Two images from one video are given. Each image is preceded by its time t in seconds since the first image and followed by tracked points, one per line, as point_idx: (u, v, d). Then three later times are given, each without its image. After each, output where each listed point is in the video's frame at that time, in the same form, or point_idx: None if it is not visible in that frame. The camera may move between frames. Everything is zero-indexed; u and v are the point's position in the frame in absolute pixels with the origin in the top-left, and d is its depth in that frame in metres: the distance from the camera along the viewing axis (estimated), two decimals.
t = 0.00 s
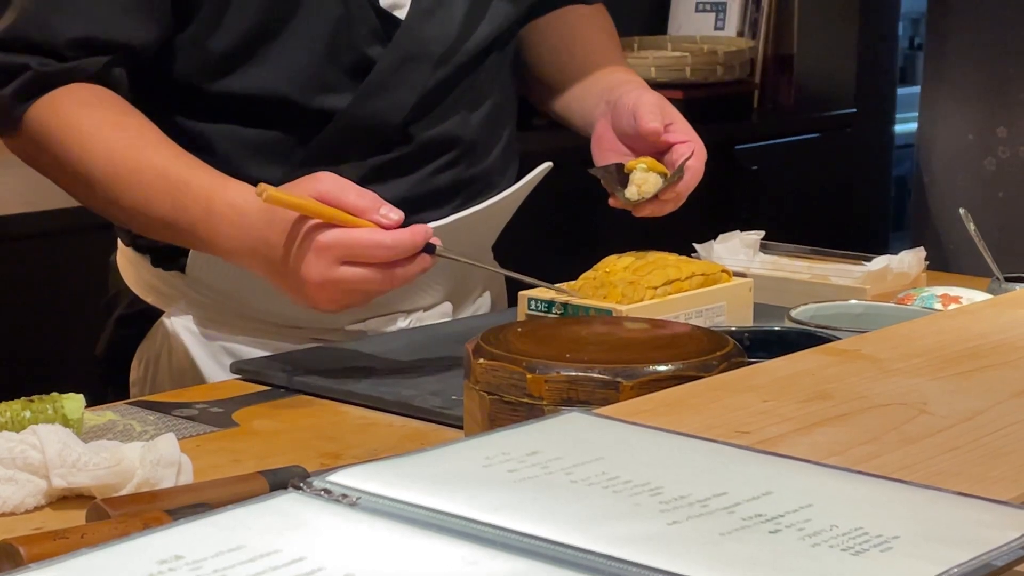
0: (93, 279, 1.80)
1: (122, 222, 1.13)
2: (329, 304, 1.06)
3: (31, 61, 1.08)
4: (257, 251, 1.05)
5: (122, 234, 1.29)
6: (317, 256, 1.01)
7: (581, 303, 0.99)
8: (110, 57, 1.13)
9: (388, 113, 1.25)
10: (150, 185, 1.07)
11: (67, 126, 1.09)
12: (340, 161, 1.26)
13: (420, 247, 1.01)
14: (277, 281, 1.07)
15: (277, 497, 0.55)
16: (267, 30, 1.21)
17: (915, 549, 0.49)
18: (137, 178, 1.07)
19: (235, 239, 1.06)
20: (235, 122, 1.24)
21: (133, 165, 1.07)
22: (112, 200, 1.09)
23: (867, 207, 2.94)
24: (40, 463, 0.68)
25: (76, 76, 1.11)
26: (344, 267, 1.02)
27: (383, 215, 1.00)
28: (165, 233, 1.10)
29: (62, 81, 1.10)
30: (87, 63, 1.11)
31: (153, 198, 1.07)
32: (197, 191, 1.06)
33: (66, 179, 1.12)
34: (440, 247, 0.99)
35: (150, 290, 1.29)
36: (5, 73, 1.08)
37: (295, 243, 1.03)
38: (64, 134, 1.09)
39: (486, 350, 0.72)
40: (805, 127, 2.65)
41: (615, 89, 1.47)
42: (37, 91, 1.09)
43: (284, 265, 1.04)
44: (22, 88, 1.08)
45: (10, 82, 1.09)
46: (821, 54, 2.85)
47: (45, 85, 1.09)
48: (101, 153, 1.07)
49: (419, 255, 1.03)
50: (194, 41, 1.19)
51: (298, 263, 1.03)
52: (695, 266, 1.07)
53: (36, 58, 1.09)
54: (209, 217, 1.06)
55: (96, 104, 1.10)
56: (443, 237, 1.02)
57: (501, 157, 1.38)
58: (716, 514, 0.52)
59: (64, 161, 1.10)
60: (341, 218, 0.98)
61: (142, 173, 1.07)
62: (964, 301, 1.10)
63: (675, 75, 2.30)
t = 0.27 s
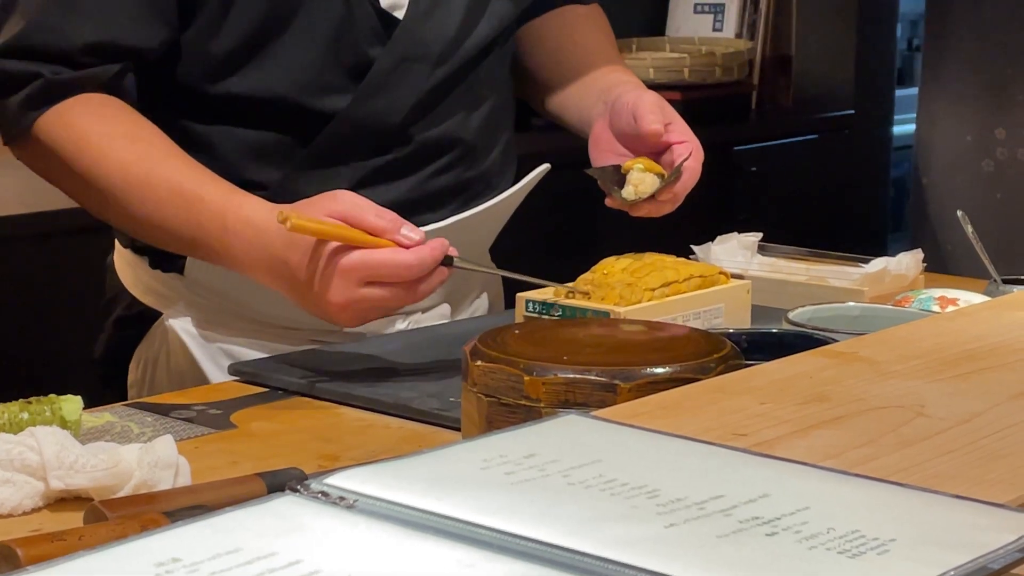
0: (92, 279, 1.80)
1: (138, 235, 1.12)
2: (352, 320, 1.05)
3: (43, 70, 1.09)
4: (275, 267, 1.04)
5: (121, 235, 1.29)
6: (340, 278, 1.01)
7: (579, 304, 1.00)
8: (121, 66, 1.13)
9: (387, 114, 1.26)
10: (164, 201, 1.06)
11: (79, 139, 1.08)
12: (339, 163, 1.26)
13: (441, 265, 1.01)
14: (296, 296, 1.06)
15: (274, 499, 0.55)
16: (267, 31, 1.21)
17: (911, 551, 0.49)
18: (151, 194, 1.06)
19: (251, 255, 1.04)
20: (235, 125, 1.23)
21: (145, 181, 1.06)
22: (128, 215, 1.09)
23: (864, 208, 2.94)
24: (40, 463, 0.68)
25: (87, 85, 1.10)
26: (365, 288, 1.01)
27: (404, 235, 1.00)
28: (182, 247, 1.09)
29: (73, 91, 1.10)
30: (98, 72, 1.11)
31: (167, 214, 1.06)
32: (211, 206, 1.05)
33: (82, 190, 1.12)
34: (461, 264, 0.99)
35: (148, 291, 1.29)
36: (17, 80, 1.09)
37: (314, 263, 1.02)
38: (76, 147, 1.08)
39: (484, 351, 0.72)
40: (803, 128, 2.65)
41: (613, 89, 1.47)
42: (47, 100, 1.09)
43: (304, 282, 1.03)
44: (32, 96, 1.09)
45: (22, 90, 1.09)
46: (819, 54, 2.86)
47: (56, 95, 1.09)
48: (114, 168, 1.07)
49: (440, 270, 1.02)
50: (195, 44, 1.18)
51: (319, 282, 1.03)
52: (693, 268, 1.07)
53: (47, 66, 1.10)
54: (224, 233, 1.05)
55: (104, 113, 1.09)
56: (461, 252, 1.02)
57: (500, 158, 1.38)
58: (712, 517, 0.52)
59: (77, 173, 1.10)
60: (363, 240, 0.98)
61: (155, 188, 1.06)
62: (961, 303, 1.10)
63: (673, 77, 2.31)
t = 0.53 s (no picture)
0: (90, 280, 1.80)
1: (137, 235, 1.12)
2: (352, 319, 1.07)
3: (42, 69, 1.08)
4: (275, 265, 1.05)
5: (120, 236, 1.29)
6: (341, 276, 1.02)
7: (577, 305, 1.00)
8: (121, 64, 1.13)
9: (387, 113, 1.26)
10: (164, 200, 1.06)
11: (78, 138, 1.08)
12: (338, 163, 1.26)
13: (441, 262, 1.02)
14: (297, 294, 1.06)
15: (269, 499, 0.55)
16: (266, 30, 1.21)
17: (906, 551, 0.49)
18: (152, 193, 1.06)
19: (252, 253, 1.05)
20: (236, 124, 1.23)
21: (145, 179, 1.06)
22: (127, 214, 1.09)
23: (863, 209, 2.94)
24: (36, 464, 0.68)
25: (86, 84, 1.10)
26: (367, 286, 1.02)
27: (406, 233, 1.01)
28: (182, 246, 1.09)
29: (71, 89, 1.09)
30: (98, 71, 1.10)
31: (167, 213, 1.06)
32: (211, 205, 1.05)
33: (77, 191, 1.11)
34: (462, 260, 1.00)
35: (146, 291, 1.29)
36: (16, 79, 1.09)
37: (315, 261, 1.03)
38: (74, 146, 1.08)
39: (480, 352, 0.72)
40: (801, 128, 2.65)
41: (613, 91, 1.46)
42: (46, 99, 1.09)
43: (305, 280, 1.04)
44: (31, 96, 1.08)
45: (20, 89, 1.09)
46: (817, 55, 2.85)
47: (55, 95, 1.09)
48: (114, 166, 1.07)
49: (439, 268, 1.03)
50: (194, 44, 1.18)
51: (321, 281, 1.03)
52: (691, 268, 1.07)
53: (47, 65, 1.09)
54: (225, 231, 1.05)
55: (103, 112, 1.09)
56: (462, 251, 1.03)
57: (498, 159, 1.38)
58: (709, 518, 0.52)
59: (74, 172, 1.09)
60: (364, 238, 0.99)
61: (156, 187, 1.06)
62: (959, 303, 1.10)
63: (671, 78, 2.31)
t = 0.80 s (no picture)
0: (88, 279, 1.80)
1: (137, 230, 1.12)
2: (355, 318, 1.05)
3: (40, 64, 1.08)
4: (276, 257, 1.04)
5: (117, 233, 1.28)
6: (342, 282, 1.00)
7: (574, 303, 1.00)
8: (117, 61, 1.13)
9: (383, 111, 1.25)
10: (163, 193, 1.06)
11: (76, 134, 1.08)
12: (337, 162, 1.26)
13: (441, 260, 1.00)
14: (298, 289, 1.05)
15: (266, 497, 0.55)
16: (263, 26, 1.21)
17: (903, 549, 0.49)
18: (150, 186, 1.06)
19: (252, 244, 1.04)
20: (234, 123, 1.23)
21: (143, 172, 1.06)
22: (127, 209, 1.08)
23: (863, 209, 2.93)
24: (31, 462, 0.68)
25: (84, 80, 1.10)
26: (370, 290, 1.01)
27: (406, 235, 0.99)
28: (183, 240, 1.09)
29: (69, 86, 1.09)
30: (96, 66, 1.10)
31: (167, 206, 1.06)
32: (210, 197, 1.04)
33: (77, 187, 1.11)
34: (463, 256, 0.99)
35: (143, 291, 1.29)
36: (13, 75, 1.09)
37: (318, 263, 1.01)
38: (73, 143, 1.08)
39: (477, 350, 0.72)
40: (800, 129, 2.65)
41: (612, 91, 1.46)
42: (45, 94, 1.09)
43: (306, 277, 1.03)
44: (30, 91, 1.08)
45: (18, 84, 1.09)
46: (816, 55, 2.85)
47: (54, 90, 1.09)
48: (114, 162, 1.06)
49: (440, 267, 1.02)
50: (188, 39, 1.19)
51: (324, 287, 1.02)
52: (689, 267, 1.07)
53: (44, 61, 1.09)
54: (224, 222, 1.04)
55: (102, 108, 1.09)
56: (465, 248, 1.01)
57: (496, 157, 1.38)
58: (706, 515, 0.52)
59: (73, 168, 1.09)
60: (363, 241, 0.97)
61: (154, 179, 1.06)
62: (958, 302, 1.10)
63: (670, 77, 2.31)
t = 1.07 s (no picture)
0: (86, 278, 1.80)
1: (145, 214, 1.13)
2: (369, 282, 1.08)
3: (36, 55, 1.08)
4: (284, 229, 1.05)
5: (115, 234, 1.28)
6: (349, 251, 1.03)
7: (573, 303, 1.00)
8: (114, 50, 1.13)
9: (378, 111, 1.25)
10: (168, 176, 1.07)
11: (79, 123, 1.08)
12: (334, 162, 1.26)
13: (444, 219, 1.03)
14: (309, 257, 1.07)
15: (263, 497, 0.55)
16: (259, 24, 1.21)
17: (901, 550, 0.48)
18: (156, 170, 1.07)
19: (260, 219, 1.05)
20: (232, 121, 1.24)
21: (147, 156, 1.07)
22: (132, 194, 1.09)
23: (862, 209, 2.93)
24: (29, 463, 0.68)
25: (83, 69, 1.10)
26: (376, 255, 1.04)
27: (407, 199, 1.01)
28: (191, 220, 1.10)
29: (69, 74, 1.09)
30: (95, 55, 1.10)
31: (172, 188, 1.07)
32: (215, 177, 1.05)
33: (81, 175, 1.12)
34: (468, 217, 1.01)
35: (141, 290, 1.29)
36: (9, 67, 1.08)
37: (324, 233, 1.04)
38: (76, 134, 1.08)
39: (476, 349, 0.72)
40: (799, 128, 2.65)
41: (607, 97, 1.46)
42: (44, 85, 1.09)
43: (317, 246, 1.05)
44: (28, 82, 1.08)
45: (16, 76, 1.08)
46: (815, 54, 2.85)
47: (52, 78, 1.09)
48: (117, 149, 1.07)
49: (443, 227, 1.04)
50: (187, 36, 1.19)
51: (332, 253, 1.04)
52: (688, 266, 1.07)
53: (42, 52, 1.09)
54: (231, 201, 1.05)
55: (101, 95, 1.09)
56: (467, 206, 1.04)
57: (494, 157, 1.39)
58: (704, 515, 0.52)
59: (76, 157, 1.09)
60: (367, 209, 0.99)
61: (158, 163, 1.07)
62: (957, 302, 1.10)
63: (670, 76, 2.31)
